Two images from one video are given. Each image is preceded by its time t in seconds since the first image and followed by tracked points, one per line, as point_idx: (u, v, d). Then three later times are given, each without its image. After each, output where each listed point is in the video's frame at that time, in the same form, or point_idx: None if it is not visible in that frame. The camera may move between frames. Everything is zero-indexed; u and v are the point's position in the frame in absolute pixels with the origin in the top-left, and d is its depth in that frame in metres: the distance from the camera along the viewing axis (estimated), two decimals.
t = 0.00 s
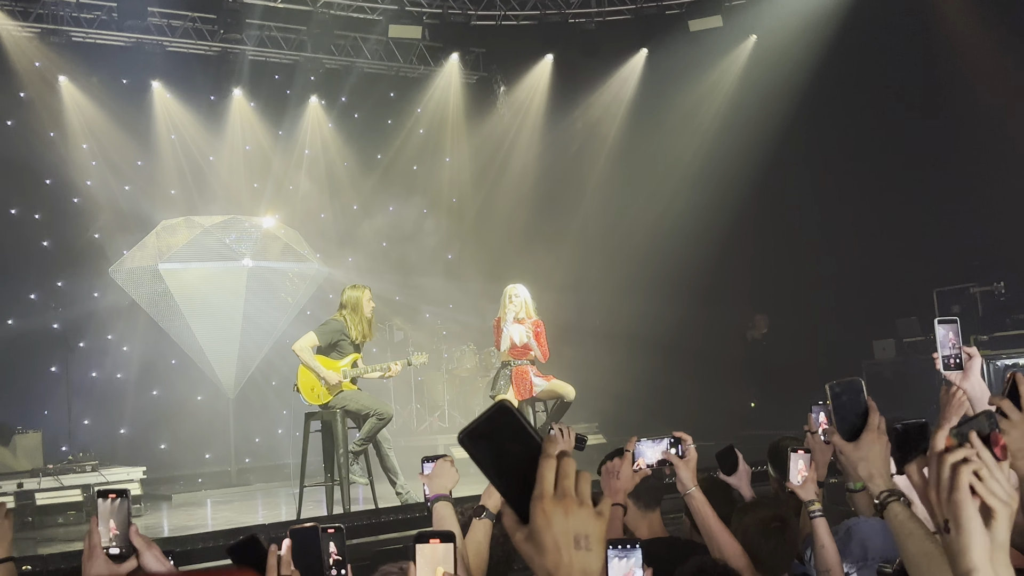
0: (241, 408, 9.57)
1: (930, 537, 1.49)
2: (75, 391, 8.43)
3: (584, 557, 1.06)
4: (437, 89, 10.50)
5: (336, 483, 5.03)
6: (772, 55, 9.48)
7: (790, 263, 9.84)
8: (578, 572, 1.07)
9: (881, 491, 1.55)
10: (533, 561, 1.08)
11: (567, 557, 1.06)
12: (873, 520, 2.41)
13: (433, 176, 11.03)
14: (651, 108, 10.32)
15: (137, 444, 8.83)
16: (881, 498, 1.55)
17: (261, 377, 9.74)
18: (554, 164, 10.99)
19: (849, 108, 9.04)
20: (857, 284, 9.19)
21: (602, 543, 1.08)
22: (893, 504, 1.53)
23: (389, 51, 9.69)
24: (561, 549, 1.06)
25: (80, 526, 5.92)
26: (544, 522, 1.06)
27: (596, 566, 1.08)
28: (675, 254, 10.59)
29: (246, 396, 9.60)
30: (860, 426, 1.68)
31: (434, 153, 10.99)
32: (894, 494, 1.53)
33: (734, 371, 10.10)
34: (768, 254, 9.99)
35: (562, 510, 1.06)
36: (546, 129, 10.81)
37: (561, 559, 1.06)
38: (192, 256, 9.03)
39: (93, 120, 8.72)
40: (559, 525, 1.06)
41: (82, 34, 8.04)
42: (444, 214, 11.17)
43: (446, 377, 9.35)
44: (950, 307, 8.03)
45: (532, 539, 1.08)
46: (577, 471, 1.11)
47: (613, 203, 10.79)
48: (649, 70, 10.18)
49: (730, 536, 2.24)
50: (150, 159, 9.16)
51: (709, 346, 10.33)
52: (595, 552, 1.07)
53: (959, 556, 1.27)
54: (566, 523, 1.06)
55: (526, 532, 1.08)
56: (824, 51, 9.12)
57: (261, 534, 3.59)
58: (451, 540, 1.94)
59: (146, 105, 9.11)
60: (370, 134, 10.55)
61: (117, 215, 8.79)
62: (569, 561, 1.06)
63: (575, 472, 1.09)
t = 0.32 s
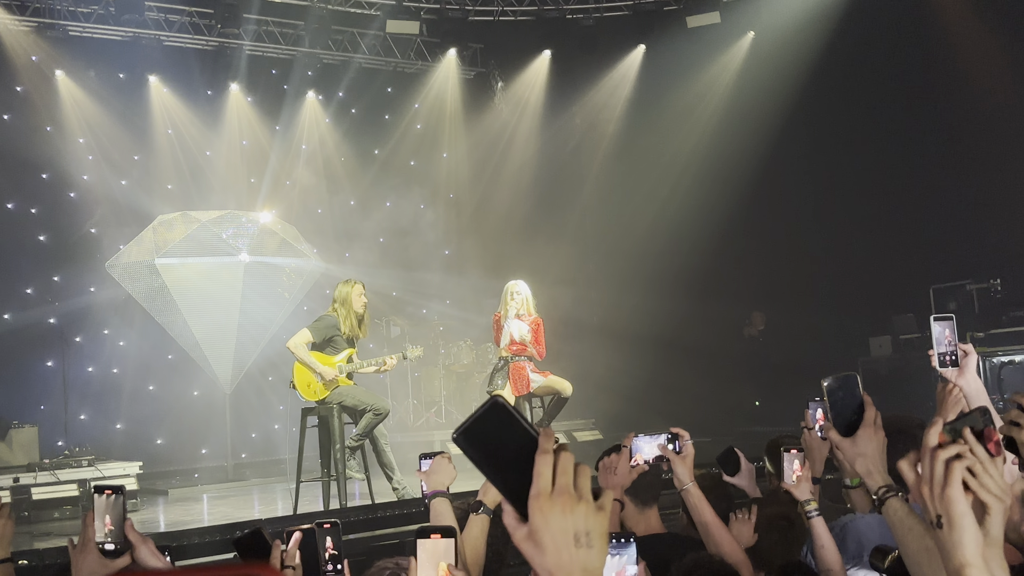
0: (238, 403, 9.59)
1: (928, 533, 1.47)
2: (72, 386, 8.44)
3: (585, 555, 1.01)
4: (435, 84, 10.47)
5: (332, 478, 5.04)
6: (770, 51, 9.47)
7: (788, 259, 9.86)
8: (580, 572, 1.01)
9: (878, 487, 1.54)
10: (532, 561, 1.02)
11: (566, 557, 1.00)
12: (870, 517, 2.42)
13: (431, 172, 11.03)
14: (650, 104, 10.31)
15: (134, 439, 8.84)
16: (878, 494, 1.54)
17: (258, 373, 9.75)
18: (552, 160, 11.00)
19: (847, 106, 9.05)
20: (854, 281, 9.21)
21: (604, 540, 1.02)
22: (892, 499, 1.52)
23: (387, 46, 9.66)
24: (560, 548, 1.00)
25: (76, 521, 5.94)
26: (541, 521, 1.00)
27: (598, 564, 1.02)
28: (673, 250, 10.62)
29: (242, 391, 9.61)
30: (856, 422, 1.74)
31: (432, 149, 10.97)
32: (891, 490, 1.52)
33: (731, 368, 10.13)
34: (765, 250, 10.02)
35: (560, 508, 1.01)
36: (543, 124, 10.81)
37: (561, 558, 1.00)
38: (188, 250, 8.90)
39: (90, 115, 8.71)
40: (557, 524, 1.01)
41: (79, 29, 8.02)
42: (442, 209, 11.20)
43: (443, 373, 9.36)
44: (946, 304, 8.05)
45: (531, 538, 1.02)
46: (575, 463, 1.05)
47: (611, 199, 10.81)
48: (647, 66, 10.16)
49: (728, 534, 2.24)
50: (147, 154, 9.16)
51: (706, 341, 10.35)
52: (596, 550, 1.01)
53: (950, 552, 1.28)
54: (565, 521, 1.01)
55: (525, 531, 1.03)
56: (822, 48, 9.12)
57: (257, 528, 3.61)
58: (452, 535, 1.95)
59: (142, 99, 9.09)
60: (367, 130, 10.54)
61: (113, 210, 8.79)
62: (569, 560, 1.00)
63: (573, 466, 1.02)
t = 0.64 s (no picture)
0: (233, 401, 9.58)
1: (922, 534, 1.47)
2: (66, 383, 8.42)
3: (585, 551, 1.01)
4: (432, 82, 10.47)
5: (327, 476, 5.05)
6: (766, 52, 9.49)
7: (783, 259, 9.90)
8: (580, 568, 1.01)
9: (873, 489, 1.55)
10: (532, 556, 1.02)
11: (566, 552, 1.00)
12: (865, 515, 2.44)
13: (428, 170, 11.02)
14: (646, 104, 10.32)
15: (128, 437, 8.82)
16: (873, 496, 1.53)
17: (253, 370, 9.74)
18: (548, 159, 11.00)
19: (843, 107, 9.08)
20: (849, 282, 9.26)
21: (604, 534, 1.02)
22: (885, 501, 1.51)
23: (383, 44, 9.67)
24: (561, 544, 1.00)
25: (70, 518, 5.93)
26: (540, 517, 1.00)
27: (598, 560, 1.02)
28: (669, 249, 10.63)
29: (237, 389, 9.60)
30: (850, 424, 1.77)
31: (428, 148, 10.97)
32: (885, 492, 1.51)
33: (726, 367, 10.15)
34: (761, 250, 10.06)
35: (560, 505, 1.00)
36: (540, 123, 10.81)
37: (560, 554, 1.00)
38: (185, 247, 9.06)
39: (85, 111, 8.69)
40: (557, 520, 1.01)
41: (75, 25, 8.00)
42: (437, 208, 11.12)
43: (438, 372, 9.36)
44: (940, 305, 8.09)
45: (530, 534, 1.02)
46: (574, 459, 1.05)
47: (607, 198, 10.81)
48: (643, 66, 10.17)
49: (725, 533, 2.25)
50: (142, 151, 9.14)
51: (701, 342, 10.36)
52: (597, 545, 1.01)
53: (941, 556, 1.29)
54: (563, 517, 1.01)
55: (524, 528, 1.03)
56: (817, 49, 9.15)
57: (252, 526, 3.62)
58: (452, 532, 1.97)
59: (138, 96, 9.07)
60: (364, 128, 10.53)
61: (108, 207, 8.77)
62: (569, 556, 1.00)
63: (572, 462, 1.02)
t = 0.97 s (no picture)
0: (228, 400, 9.61)
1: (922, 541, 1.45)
2: (60, 383, 8.39)
3: (593, 538, 1.01)
4: (428, 84, 10.47)
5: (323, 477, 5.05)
6: (762, 55, 9.48)
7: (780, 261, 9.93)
8: (585, 555, 1.02)
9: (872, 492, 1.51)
10: (540, 537, 1.03)
11: (574, 538, 1.01)
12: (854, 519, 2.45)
13: (424, 170, 11.05)
14: (643, 107, 10.30)
15: (122, 437, 8.80)
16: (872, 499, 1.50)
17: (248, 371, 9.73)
18: (545, 161, 10.98)
19: (839, 110, 9.11)
20: (845, 286, 9.29)
21: (612, 526, 1.02)
22: (884, 505, 1.49)
23: (380, 46, 9.67)
24: (570, 529, 1.01)
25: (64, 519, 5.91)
26: (553, 500, 1.00)
27: (603, 548, 1.04)
28: (665, 252, 10.63)
29: (233, 388, 9.66)
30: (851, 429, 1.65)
31: (424, 149, 10.98)
32: (885, 496, 1.49)
33: (721, 370, 10.18)
34: (757, 253, 10.09)
35: (573, 491, 1.01)
36: (536, 125, 10.80)
37: (568, 538, 1.01)
38: (181, 247, 9.14)
39: (81, 110, 8.66)
40: (570, 505, 1.00)
41: (72, 25, 7.96)
42: (433, 210, 11.12)
43: (434, 373, 9.36)
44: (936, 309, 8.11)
45: (541, 515, 1.02)
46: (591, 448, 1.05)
47: (604, 201, 10.79)
48: (640, 69, 10.15)
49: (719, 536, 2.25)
50: (139, 151, 9.12)
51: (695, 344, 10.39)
52: (604, 535, 1.02)
53: (944, 562, 1.28)
54: (576, 504, 1.01)
55: (537, 509, 1.03)
56: (814, 52, 9.16)
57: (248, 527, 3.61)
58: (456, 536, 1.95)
59: (134, 97, 9.06)
60: (361, 129, 10.54)
61: (103, 206, 8.74)
62: (576, 542, 1.01)
63: (590, 450, 1.02)
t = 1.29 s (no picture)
0: (224, 404, 9.56)
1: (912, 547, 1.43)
2: (56, 385, 8.39)
3: (540, 535, 1.01)
4: (424, 87, 10.50)
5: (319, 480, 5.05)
6: (758, 60, 9.53)
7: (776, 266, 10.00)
8: (532, 552, 1.01)
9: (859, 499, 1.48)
10: (487, 532, 1.02)
11: (522, 535, 1.00)
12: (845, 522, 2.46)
13: (420, 173, 11.03)
14: (639, 111, 10.33)
15: (117, 440, 8.79)
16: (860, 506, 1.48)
17: (244, 374, 9.71)
18: (541, 164, 10.99)
19: (834, 115, 9.17)
20: (840, 290, 9.34)
21: (559, 523, 1.02)
22: (873, 512, 1.46)
23: (377, 48, 9.70)
24: (517, 526, 1.00)
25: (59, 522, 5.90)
26: (503, 497, 0.99)
27: (550, 546, 1.03)
28: (660, 256, 10.65)
29: (229, 391, 9.58)
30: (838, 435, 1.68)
31: (421, 153, 10.98)
32: (872, 503, 1.46)
33: (717, 374, 10.20)
34: (753, 257, 10.12)
35: (523, 489, 0.99)
36: (533, 129, 10.82)
37: (516, 535, 1.00)
38: (177, 250, 8.76)
39: (77, 112, 8.67)
40: (519, 503, 0.99)
41: (69, 27, 7.98)
42: (429, 213, 11.12)
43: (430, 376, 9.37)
44: (930, 313, 8.14)
45: (489, 511, 1.01)
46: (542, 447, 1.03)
47: (600, 204, 10.81)
48: (637, 73, 10.19)
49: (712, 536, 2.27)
50: (135, 153, 9.13)
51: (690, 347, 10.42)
52: (551, 532, 1.01)
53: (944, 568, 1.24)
54: (526, 501, 0.99)
55: (485, 505, 1.01)
56: (809, 57, 9.22)
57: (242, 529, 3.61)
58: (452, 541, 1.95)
59: (131, 99, 9.06)
60: (358, 132, 10.55)
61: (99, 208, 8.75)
62: (523, 539, 1.00)
63: (540, 450, 1.00)
